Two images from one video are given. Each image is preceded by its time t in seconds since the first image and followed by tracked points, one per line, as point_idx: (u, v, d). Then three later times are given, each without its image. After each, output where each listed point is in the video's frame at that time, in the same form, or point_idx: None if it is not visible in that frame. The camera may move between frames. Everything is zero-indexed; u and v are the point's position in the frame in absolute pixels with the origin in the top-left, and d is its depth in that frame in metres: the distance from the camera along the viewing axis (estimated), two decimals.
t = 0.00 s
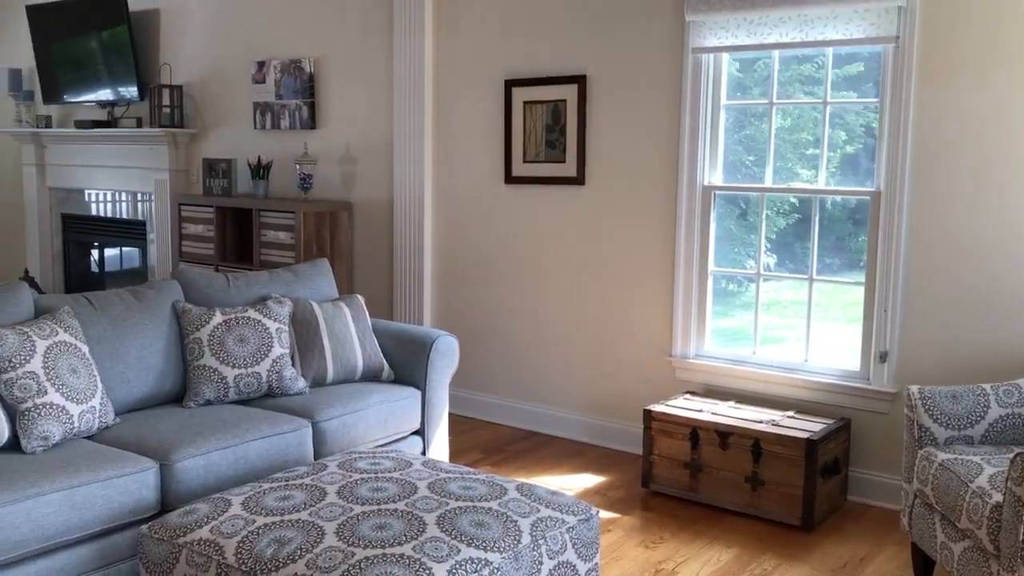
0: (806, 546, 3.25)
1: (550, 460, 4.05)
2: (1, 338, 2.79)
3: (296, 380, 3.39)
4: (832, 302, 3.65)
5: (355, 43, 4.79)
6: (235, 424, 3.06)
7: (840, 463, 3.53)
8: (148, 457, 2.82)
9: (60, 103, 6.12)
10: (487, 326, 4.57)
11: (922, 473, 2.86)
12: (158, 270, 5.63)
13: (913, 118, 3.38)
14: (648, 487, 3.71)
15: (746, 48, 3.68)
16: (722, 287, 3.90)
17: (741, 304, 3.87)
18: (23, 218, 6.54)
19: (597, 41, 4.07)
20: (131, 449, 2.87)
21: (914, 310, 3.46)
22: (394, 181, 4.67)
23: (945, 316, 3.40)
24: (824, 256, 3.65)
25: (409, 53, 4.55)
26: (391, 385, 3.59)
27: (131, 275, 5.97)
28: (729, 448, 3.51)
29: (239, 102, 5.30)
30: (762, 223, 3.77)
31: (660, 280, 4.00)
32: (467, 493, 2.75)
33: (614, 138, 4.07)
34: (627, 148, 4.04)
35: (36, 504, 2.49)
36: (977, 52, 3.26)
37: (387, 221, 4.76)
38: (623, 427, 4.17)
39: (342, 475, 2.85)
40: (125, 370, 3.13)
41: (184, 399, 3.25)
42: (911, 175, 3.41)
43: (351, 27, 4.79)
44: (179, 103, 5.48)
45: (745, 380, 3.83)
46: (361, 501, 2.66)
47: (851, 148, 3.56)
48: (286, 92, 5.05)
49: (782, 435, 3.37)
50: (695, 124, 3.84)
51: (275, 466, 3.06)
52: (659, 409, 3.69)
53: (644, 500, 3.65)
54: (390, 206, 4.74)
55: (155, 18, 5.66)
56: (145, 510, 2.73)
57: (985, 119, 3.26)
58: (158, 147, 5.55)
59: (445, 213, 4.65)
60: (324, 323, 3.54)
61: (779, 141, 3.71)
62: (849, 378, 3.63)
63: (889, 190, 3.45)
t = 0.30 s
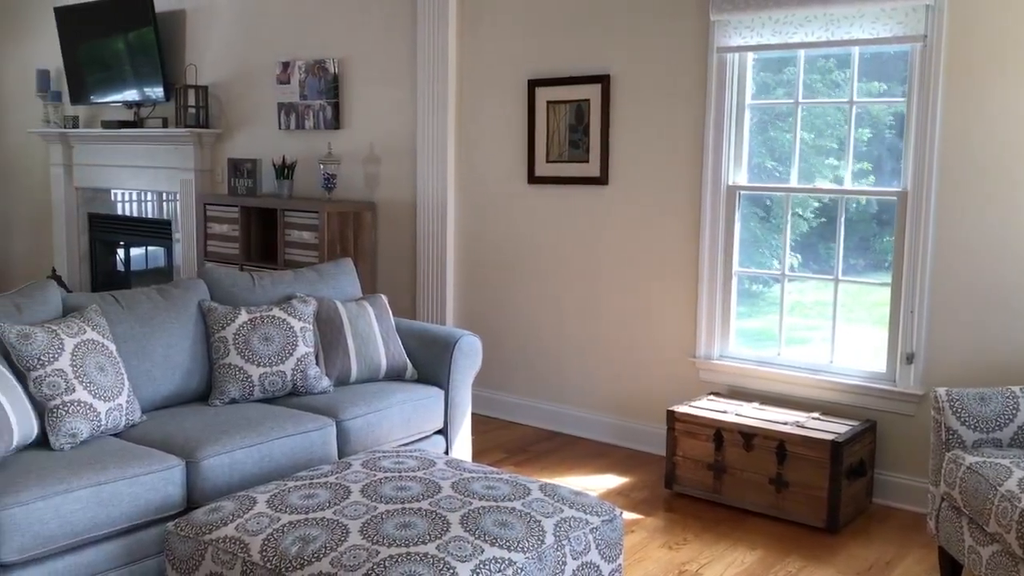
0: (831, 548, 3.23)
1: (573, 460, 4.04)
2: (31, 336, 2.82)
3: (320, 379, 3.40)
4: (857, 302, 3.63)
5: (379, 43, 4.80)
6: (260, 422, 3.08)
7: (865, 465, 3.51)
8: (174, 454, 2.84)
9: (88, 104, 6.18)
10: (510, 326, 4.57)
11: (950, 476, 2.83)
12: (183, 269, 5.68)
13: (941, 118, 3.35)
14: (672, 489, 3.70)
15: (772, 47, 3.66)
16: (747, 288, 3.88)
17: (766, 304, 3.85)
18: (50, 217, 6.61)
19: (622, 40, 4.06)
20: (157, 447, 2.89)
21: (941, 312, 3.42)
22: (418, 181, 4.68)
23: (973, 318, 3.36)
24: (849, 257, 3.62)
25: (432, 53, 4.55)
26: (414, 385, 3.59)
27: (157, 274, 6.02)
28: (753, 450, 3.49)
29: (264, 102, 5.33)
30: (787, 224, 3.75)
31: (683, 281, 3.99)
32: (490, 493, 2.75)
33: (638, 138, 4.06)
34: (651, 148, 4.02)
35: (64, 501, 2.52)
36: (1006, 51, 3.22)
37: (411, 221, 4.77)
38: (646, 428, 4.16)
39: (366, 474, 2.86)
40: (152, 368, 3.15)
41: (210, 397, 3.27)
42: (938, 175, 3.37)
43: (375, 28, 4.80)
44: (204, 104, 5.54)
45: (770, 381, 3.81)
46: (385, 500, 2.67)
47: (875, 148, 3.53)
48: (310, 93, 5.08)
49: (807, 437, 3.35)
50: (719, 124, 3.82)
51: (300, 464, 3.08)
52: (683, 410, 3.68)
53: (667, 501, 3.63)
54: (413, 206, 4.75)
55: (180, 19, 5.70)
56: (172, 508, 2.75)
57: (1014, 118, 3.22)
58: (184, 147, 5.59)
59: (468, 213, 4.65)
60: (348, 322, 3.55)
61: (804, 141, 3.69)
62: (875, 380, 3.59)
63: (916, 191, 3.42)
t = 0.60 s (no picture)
0: (858, 551, 3.20)
1: (597, 461, 4.03)
2: (60, 334, 2.85)
3: (345, 378, 3.42)
4: (883, 304, 3.59)
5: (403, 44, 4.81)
6: (286, 421, 3.10)
7: (893, 467, 3.47)
8: (201, 452, 2.86)
9: (115, 104, 6.25)
10: (533, 326, 4.57)
11: (980, 480, 2.80)
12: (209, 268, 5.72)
13: (971, 117, 3.31)
14: (696, 490, 3.68)
15: (799, 46, 3.63)
16: (773, 288, 3.86)
17: (792, 305, 3.82)
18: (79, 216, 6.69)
19: (647, 40, 4.05)
20: (185, 445, 2.91)
21: (970, 314, 3.38)
22: (442, 181, 4.69)
23: (1003, 320, 3.32)
24: (876, 257, 3.59)
25: (457, 54, 4.56)
26: (439, 384, 3.60)
27: (183, 273, 6.07)
28: (779, 451, 3.47)
29: (289, 103, 5.35)
30: (813, 224, 3.72)
31: (708, 281, 3.97)
32: (515, 493, 2.75)
33: (663, 138, 4.04)
34: (676, 147, 4.01)
35: (93, 497, 2.54)
36: None
37: (435, 220, 4.78)
38: (670, 428, 4.14)
39: (391, 473, 2.87)
40: (179, 367, 3.18)
41: (236, 396, 3.29)
42: (968, 176, 3.33)
43: (400, 28, 4.82)
44: (230, 104, 5.60)
45: (796, 382, 3.78)
46: (410, 499, 2.67)
47: (904, 148, 3.49)
48: (335, 93, 5.10)
49: (833, 439, 3.32)
50: (746, 123, 3.80)
51: (326, 463, 3.09)
52: (708, 411, 3.66)
53: (692, 502, 3.62)
54: (437, 206, 4.77)
55: (207, 20, 5.74)
56: (199, 505, 2.77)
57: None
58: (210, 147, 5.63)
59: (492, 213, 4.65)
60: (373, 322, 3.56)
61: (830, 141, 3.66)
62: (903, 381, 3.56)
63: (945, 191, 3.38)
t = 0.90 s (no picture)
0: (886, 555, 3.17)
1: (623, 462, 4.02)
2: (91, 334, 2.87)
3: (371, 378, 3.43)
4: (912, 305, 3.56)
5: (429, 45, 4.83)
6: (314, 420, 3.11)
7: (922, 470, 3.44)
8: (230, 451, 2.88)
9: (144, 107, 6.31)
10: (559, 326, 4.57)
11: (1011, 483, 2.76)
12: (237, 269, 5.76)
13: (1002, 117, 3.27)
14: (723, 492, 3.67)
15: (827, 46, 3.61)
16: (800, 289, 3.83)
17: (820, 306, 3.80)
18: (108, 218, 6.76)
19: (674, 39, 4.03)
20: (214, 444, 2.94)
21: (1001, 316, 3.34)
22: (468, 182, 4.70)
23: None
24: (904, 259, 3.55)
25: (482, 54, 4.56)
26: (465, 385, 3.61)
27: (211, 273, 6.12)
28: (806, 453, 3.44)
29: (316, 104, 5.38)
30: (842, 225, 3.69)
31: (735, 282, 3.95)
32: (542, 494, 2.75)
33: (690, 138, 4.02)
34: (703, 148, 3.99)
35: (124, 496, 2.56)
36: None
37: (460, 221, 4.79)
38: (696, 430, 4.12)
39: (417, 473, 2.88)
40: (208, 366, 3.20)
41: (264, 395, 3.32)
42: (1000, 177, 3.29)
43: (426, 29, 4.83)
44: (257, 105, 5.62)
45: (823, 384, 3.75)
46: (437, 499, 2.68)
47: (934, 148, 3.45)
48: (362, 95, 5.12)
49: (862, 441, 3.30)
50: (773, 124, 3.77)
51: (353, 462, 3.11)
52: (734, 413, 3.64)
53: (719, 504, 3.60)
54: (462, 207, 4.77)
55: (235, 22, 5.78)
56: (228, 504, 2.79)
57: None
58: (237, 149, 5.66)
59: (517, 213, 4.66)
60: (399, 322, 3.58)
61: (859, 141, 3.63)
62: (932, 384, 3.52)
63: (976, 192, 3.34)
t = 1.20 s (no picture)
0: (919, 558, 3.14)
1: (653, 463, 4.01)
2: (125, 334, 2.91)
3: (401, 378, 3.45)
4: (944, 307, 3.52)
5: (458, 47, 4.84)
6: (345, 420, 3.13)
7: (956, 473, 3.40)
8: (262, 451, 2.90)
9: (175, 109, 6.37)
10: (587, 327, 4.56)
11: None
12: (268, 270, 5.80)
13: None
14: (753, 495, 3.64)
15: (859, 45, 3.57)
16: (831, 290, 3.80)
17: (851, 308, 3.76)
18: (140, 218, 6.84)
19: (704, 39, 4.02)
20: (245, 443, 2.96)
21: None
22: (496, 183, 4.70)
23: None
24: (938, 260, 3.51)
25: (511, 55, 4.56)
26: (494, 385, 3.61)
27: (241, 274, 6.18)
28: (838, 456, 3.41)
29: (345, 106, 5.41)
30: (874, 226, 3.66)
31: (765, 283, 3.92)
32: (572, 495, 2.74)
33: (719, 138, 4.01)
34: (733, 148, 3.97)
35: (158, 494, 2.59)
36: None
37: (488, 222, 4.80)
38: (726, 432, 4.10)
39: (447, 473, 2.88)
40: (241, 366, 3.23)
41: (295, 394, 3.34)
42: None
43: (455, 31, 4.84)
44: (288, 107, 5.63)
45: (855, 386, 3.72)
46: (467, 499, 2.68)
47: (969, 149, 3.40)
48: (390, 96, 5.14)
49: (894, 444, 3.26)
50: (803, 124, 3.75)
51: (383, 462, 3.12)
52: (764, 415, 3.62)
53: (749, 507, 3.58)
54: (491, 208, 4.78)
55: (265, 25, 5.83)
56: (260, 503, 2.81)
57: None
58: (268, 150, 5.70)
59: (545, 214, 4.65)
60: (428, 323, 3.59)
61: (891, 142, 3.59)
62: (966, 386, 3.48)
63: (1010, 192, 3.29)
